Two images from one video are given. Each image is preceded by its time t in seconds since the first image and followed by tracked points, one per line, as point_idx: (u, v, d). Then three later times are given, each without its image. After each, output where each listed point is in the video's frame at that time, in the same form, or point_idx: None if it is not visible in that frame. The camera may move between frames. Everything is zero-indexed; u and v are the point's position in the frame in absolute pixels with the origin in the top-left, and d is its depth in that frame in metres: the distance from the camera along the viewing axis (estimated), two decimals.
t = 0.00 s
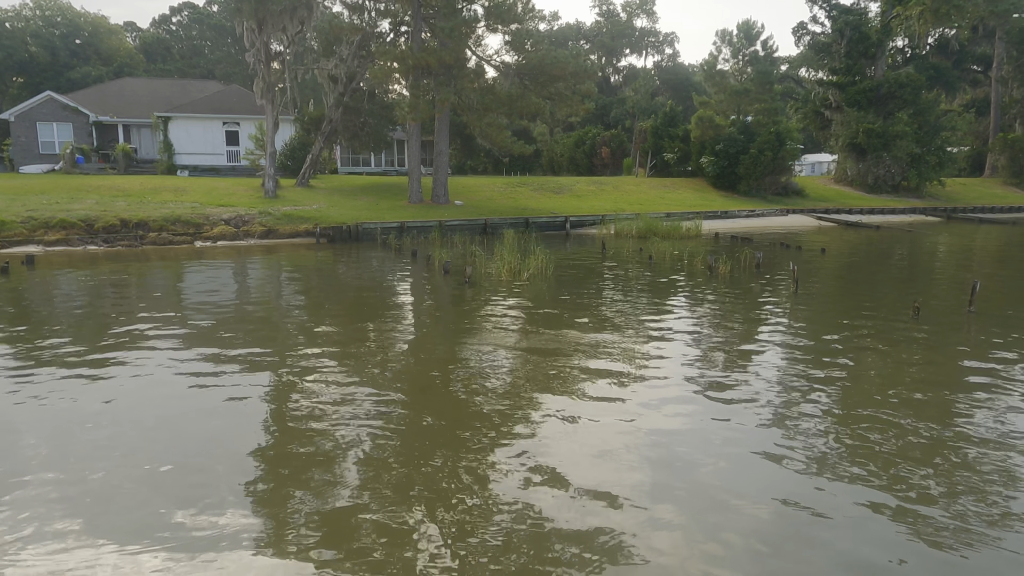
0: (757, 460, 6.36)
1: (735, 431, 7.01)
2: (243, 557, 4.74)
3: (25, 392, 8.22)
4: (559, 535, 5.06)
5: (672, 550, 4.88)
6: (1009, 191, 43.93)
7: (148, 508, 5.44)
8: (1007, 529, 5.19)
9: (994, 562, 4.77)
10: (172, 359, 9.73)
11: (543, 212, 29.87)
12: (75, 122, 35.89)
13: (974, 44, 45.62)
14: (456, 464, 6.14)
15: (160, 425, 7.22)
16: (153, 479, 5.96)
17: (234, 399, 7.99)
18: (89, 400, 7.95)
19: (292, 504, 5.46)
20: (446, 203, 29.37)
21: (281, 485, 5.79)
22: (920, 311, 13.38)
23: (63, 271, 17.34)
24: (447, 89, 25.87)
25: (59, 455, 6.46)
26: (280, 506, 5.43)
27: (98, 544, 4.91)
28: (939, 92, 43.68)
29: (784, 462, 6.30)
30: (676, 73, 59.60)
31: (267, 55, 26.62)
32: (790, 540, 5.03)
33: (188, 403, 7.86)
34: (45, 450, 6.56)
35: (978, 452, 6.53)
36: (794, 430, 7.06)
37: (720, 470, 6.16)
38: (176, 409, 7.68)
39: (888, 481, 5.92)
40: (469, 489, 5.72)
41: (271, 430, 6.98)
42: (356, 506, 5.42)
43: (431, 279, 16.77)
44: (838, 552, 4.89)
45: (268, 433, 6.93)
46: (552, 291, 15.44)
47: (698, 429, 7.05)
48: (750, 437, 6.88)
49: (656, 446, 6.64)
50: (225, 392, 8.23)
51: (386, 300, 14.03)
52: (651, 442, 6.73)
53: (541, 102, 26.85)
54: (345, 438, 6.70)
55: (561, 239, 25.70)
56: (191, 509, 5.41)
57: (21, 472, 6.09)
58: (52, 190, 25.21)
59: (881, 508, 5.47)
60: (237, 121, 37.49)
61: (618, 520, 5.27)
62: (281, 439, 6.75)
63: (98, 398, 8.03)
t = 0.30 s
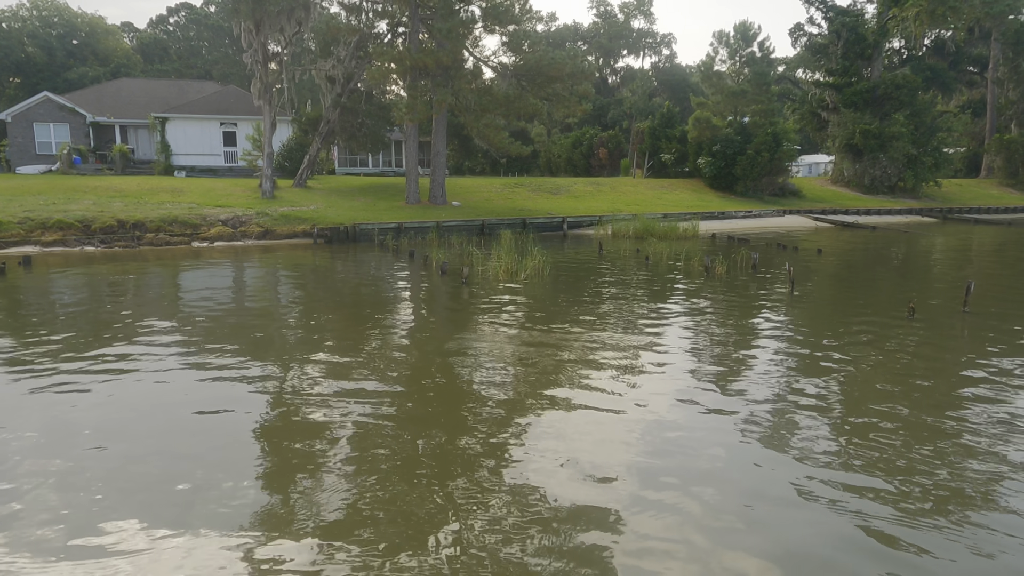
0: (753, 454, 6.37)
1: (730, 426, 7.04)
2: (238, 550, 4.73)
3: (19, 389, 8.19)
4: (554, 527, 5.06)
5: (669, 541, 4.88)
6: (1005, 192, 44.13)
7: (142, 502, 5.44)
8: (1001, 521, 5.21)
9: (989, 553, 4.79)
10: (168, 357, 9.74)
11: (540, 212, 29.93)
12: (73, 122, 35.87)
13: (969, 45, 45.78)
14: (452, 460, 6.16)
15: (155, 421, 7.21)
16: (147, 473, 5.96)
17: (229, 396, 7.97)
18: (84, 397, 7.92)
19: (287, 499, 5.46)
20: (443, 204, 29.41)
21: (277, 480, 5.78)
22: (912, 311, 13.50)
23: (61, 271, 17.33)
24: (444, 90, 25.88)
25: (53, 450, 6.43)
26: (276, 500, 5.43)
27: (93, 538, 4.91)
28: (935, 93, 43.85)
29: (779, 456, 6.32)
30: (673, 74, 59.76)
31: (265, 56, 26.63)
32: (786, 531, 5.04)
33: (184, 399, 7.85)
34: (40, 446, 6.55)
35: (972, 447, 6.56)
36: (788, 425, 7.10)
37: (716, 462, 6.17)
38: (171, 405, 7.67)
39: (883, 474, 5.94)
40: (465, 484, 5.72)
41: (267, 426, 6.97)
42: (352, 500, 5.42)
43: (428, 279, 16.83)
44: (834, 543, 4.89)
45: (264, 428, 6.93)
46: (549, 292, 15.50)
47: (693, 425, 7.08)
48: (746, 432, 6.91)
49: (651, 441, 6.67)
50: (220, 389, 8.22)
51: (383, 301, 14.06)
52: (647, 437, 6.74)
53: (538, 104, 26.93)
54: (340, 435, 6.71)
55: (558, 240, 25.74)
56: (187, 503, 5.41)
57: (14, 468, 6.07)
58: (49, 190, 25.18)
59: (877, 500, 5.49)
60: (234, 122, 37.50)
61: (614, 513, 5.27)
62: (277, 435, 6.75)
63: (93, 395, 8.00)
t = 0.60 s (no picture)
0: (751, 457, 6.38)
1: (728, 429, 7.05)
2: (236, 553, 4.74)
3: (17, 392, 8.19)
4: (554, 531, 5.05)
5: (669, 546, 4.89)
6: (1004, 192, 44.17)
7: (141, 506, 5.44)
8: (1001, 525, 5.21)
9: (988, 557, 4.80)
10: (167, 358, 9.74)
11: (539, 212, 29.96)
12: (73, 122, 35.91)
13: (969, 46, 45.81)
14: (451, 463, 6.15)
15: (155, 423, 7.22)
16: (146, 477, 5.96)
17: (227, 398, 7.99)
18: (82, 400, 7.92)
19: (286, 502, 5.44)
20: (443, 204, 29.42)
21: (276, 483, 5.77)
22: (911, 311, 13.52)
23: (61, 271, 17.35)
24: (443, 90, 25.88)
25: (52, 454, 6.42)
26: (275, 504, 5.42)
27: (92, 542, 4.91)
28: (934, 93, 43.89)
29: (778, 459, 6.31)
30: (673, 74, 59.81)
31: (264, 56, 26.63)
32: (787, 537, 5.03)
33: (182, 402, 7.85)
34: (37, 449, 6.54)
35: (970, 449, 6.57)
36: (787, 427, 7.12)
37: (715, 466, 6.17)
38: (170, 408, 7.67)
39: (883, 477, 5.95)
40: (465, 487, 5.72)
41: (265, 428, 6.99)
42: (351, 504, 5.41)
43: (427, 279, 16.85)
44: (834, 547, 4.90)
45: (263, 431, 6.94)
46: (548, 292, 15.51)
47: (692, 426, 7.09)
48: (744, 434, 6.93)
49: (650, 442, 6.70)
50: (219, 391, 8.24)
51: (382, 301, 14.08)
52: (645, 440, 6.75)
53: (537, 104, 26.96)
54: (339, 437, 6.70)
55: (557, 240, 25.75)
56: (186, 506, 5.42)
57: (11, 472, 6.07)
58: (49, 190, 25.21)
59: (877, 504, 5.50)
60: (234, 122, 37.51)
61: (613, 516, 5.28)
62: (275, 438, 6.73)
63: (91, 398, 8.00)
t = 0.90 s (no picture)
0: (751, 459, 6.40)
1: (728, 429, 7.07)
2: (239, 553, 4.75)
3: (16, 390, 8.18)
4: (555, 534, 5.07)
5: (671, 548, 4.91)
6: (1003, 191, 44.21)
7: (141, 505, 5.45)
8: (1001, 528, 5.24)
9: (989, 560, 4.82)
10: (166, 357, 9.75)
11: (538, 211, 30.02)
12: (73, 121, 35.91)
13: (968, 45, 45.82)
14: (453, 463, 6.16)
15: (156, 421, 7.24)
16: (147, 475, 5.97)
17: (227, 397, 7.99)
18: (81, 398, 7.92)
19: (288, 504, 5.46)
20: (442, 203, 29.46)
21: (278, 484, 5.78)
22: (909, 311, 13.55)
23: (61, 270, 17.37)
24: (443, 89, 25.88)
25: (52, 452, 6.42)
26: (277, 504, 5.43)
27: (94, 540, 4.92)
28: (933, 92, 43.89)
29: (778, 460, 6.34)
30: (672, 73, 59.84)
31: (264, 55, 26.65)
32: (788, 539, 5.05)
33: (181, 401, 7.86)
34: (40, 446, 6.57)
35: (969, 451, 6.60)
36: (786, 427, 7.14)
37: (715, 468, 6.19)
38: (169, 407, 7.68)
39: (882, 479, 5.98)
40: (465, 488, 5.74)
41: (265, 428, 6.99)
42: (354, 506, 5.42)
43: (427, 278, 16.86)
44: (836, 551, 4.91)
45: (262, 430, 6.96)
46: (547, 290, 15.59)
47: (691, 427, 7.11)
48: (741, 432, 6.98)
49: (649, 442, 6.74)
50: (218, 389, 8.25)
51: (382, 300, 14.12)
52: (645, 440, 6.77)
53: (537, 103, 26.99)
54: (340, 438, 6.71)
55: (556, 239, 25.80)
56: (187, 505, 5.42)
57: (12, 469, 6.08)
58: (48, 189, 25.21)
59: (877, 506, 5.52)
60: (234, 121, 37.54)
61: (613, 517, 5.30)
62: (276, 438, 6.74)
63: (90, 396, 8.00)
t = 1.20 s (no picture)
0: (753, 456, 6.40)
1: (729, 428, 7.05)
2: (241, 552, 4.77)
3: (15, 388, 8.18)
4: (557, 533, 5.07)
5: (672, 546, 4.91)
6: (1004, 189, 44.20)
7: (139, 507, 5.43)
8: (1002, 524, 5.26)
9: (993, 556, 4.82)
10: (167, 355, 9.77)
11: (539, 209, 30.03)
12: (74, 119, 35.93)
13: (970, 42, 45.76)
14: (454, 464, 6.16)
15: (159, 420, 7.27)
16: (146, 477, 5.97)
17: (226, 396, 7.98)
18: (80, 398, 7.91)
19: (289, 506, 5.42)
20: (443, 201, 29.47)
21: (278, 486, 5.76)
22: (908, 308, 13.62)
23: (61, 268, 17.40)
24: (443, 87, 25.87)
25: (51, 454, 6.42)
26: (279, 507, 5.40)
27: (93, 541, 4.93)
28: (934, 90, 43.85)
29: (781, 460, 6.32)
30: (673, 71, 59.82)
31: (264, 53, 26.65)
32: (791, 537, 5.05)
33: (181, 401, 7.85)
34: (43, 445, 6.59)
35: (969, 448, 6.62)
36: (786, 425, 7.15)
37: (716, 466, 6.18)
38: (169, 407, 7.67)
39: (885, 477, 5.98)
40: (467, 487, 5.74)
41: (265, 428, 6.98)
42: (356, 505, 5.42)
43: (428, 276, 16.91)
44: (839, 549, 4.90)
45: (261, 430, 6.95)
46: (548, 288, 15.64)
47: (693, 425, 7.12)
48: (741, 430, 6.99)
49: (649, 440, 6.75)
50: (217, 389, 8.24)
51: (382, 297, 14.16)
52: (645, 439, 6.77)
53: (537, 101, 27.02)
54: (343, 438, 6.71)
55: (557, 237, 25.82)
56: (187, 507, 5.42)
57: (16, 468, 6.11)
58: (49, 187, 25.25)
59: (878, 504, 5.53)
60: (234, 119, 37.56)
61: (614, 515, 5.31)
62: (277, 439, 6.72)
63: (89, 396, 7.99)
